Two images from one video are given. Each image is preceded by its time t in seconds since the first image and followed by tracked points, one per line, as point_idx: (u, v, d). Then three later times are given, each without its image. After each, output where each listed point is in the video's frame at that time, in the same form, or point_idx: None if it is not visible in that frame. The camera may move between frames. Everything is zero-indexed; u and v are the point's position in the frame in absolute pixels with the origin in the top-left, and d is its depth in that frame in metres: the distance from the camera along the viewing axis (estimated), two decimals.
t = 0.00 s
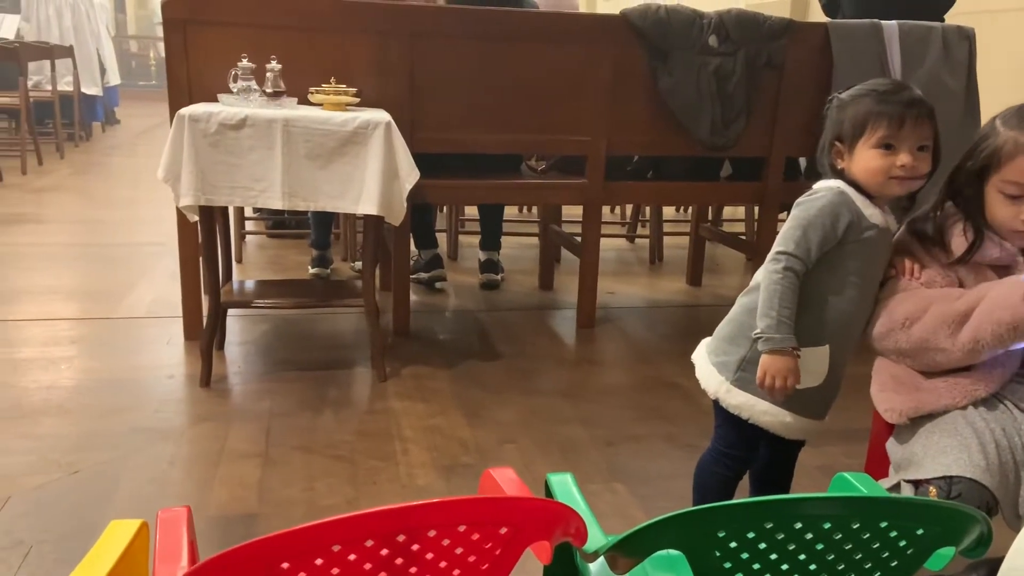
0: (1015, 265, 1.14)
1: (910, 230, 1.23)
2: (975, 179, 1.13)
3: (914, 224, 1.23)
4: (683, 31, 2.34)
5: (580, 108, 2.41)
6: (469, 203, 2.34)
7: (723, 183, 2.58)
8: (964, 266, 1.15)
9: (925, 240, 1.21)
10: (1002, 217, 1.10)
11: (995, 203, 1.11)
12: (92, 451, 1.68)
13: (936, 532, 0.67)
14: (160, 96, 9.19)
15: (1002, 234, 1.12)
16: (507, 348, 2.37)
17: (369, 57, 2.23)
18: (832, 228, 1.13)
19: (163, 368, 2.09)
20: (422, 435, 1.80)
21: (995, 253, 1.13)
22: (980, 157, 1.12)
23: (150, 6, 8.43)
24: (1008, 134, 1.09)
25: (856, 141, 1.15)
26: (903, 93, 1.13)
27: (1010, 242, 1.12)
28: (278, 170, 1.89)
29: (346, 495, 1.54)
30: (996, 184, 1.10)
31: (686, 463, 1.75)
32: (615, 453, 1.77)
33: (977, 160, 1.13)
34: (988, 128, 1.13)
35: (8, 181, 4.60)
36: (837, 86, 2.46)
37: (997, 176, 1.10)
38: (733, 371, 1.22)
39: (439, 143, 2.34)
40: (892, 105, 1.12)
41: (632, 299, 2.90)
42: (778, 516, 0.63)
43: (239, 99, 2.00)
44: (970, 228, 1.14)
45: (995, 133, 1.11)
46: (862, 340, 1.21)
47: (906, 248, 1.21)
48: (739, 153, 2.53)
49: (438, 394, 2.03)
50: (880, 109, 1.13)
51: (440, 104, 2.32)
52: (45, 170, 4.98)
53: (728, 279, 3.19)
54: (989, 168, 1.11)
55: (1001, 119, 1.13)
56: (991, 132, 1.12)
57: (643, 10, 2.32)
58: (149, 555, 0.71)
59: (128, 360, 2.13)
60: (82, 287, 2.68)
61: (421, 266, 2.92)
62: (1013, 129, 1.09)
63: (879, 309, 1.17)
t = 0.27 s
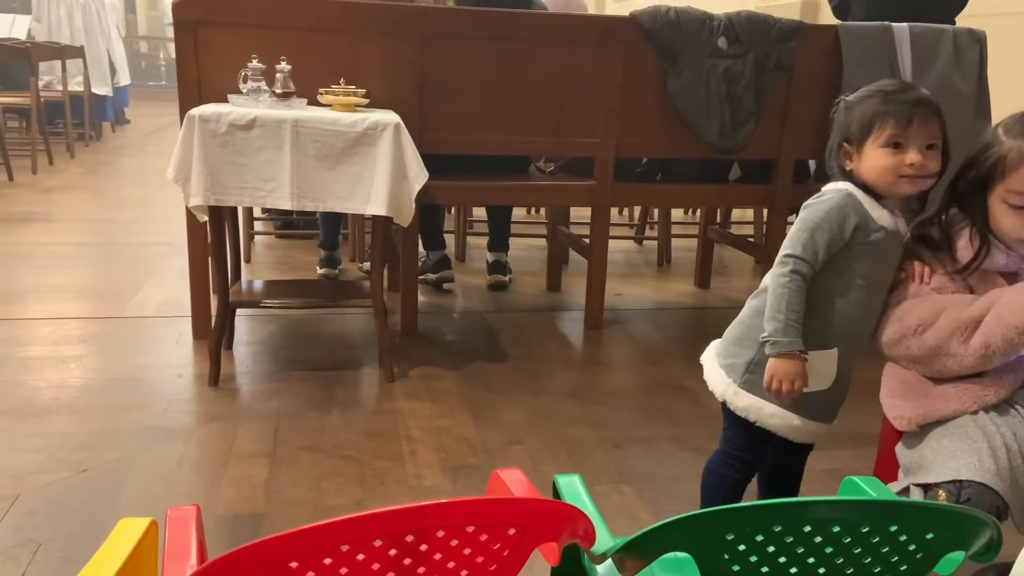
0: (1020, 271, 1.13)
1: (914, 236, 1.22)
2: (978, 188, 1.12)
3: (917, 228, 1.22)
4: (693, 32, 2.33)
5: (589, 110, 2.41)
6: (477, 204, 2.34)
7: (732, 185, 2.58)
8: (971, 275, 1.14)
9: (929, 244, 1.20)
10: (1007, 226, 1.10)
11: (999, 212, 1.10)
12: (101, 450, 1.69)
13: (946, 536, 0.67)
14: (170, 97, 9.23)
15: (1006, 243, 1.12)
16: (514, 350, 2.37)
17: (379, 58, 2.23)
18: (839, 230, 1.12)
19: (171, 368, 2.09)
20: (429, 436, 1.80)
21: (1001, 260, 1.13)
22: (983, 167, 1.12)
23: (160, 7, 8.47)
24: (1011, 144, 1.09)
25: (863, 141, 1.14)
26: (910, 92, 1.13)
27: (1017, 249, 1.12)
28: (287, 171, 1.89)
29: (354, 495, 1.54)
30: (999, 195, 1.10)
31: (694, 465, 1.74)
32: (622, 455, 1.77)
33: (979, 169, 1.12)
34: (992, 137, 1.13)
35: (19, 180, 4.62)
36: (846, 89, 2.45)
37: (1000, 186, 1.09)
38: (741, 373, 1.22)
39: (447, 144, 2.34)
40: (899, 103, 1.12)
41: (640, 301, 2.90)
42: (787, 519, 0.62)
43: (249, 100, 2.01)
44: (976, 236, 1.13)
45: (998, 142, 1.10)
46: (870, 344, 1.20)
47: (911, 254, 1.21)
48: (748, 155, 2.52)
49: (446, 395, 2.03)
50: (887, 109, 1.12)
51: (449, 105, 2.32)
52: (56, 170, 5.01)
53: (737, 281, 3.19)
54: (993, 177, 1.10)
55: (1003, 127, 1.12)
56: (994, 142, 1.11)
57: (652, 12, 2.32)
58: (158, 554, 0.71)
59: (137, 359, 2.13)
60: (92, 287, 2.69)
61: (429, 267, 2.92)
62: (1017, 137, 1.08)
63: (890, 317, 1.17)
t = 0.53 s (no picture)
0: None
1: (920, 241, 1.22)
2: (981, 196, 1.13)
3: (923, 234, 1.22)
4: (698, 34, 2.33)
5: (594, 112, 2.41)
6: (482, 206, 2.35)
7: (738, 187, 2.57)
8: (979, 278, 1.15)
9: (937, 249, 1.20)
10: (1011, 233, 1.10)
11: (1002, 219, 1.10)
12: (107, 450, 1.69)
13: (952, 540, 0.66)
14: (176, 98, 9.26)
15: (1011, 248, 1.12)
16: (519, 351, 2.37)
17: (384, 60, 2.24)
18: (847, 242, 1.10)
19: (177, 369, 2.10)
20: (434, 437, 1.80)
21: (1008, 263, 1.13)
22: (985, 173, 1.11)
23: (167, 8, 8.50)
24: (1012, 151, 1.08)
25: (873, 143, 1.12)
26: (917, 91, 1.12)
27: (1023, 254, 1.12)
28: (293, 172, 1.89)
29: (359, 497, 1.55)
30: (1001, 202, 1.10)
31: (699, 468, 1.74)
32: (627, 457, 1.77)
33: (981, 177, 1.12)
34: (993, 142, 1.12)
35: (25, 180, 4.64)
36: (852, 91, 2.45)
37: (1003, 194, 1.09)
38: (754, 383, 1.21)
39: (453, 146, 2.35)
40: (907, 104, 1.11)
41: (645, 303, 2.90)
42: (792, 523, 0.62)
43: (255, 101, 2.02)
44: (983, 238, 1.14)
45: (1000, 149, 1.10)
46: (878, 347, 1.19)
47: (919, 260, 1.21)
48: (754, 157, 2.52)
49: (451, 396, 2.03)
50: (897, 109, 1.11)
51: (454, 107, 2.33)
52: (63, 171, 5.03)
53: (742, 284, 3.18)
54: (994, 185, 1.11)
55: (1006, 131, 1.12)
56: (996, 148, 1.11)
57: (658, 14, 2.32)
58: (163, 554, 0.71)
59: (143, 360, 2.14)
60: (98, 287, 2.70)
61: (434, 268, 2.93)
62: (1018, 144, 1.08)
63: (898, 321, 1.17)
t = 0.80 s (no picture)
0: None
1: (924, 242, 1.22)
2: (979, 200, 1.13)
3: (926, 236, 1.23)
4: (700, 35, 2.33)
5: (595, 113, 2.41)
6: (483, 207, 2.35)
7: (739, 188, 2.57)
8: (985, 280, 1.15)
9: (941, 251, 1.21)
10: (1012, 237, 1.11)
11: (1004, 224, 1.11)
12: (109, 451, 1.69)
13: (953, 542, 0.66)
14: (178, 99, 9.27)
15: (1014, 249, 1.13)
16: (521, 352, 2.37)
17: (386, 61, 2.24)
18: (855, 246, 1.10)
19: (178, 370, 2.10)
20: (435, 438, 1.80)
21: (1012, 264, 1.14)
22: (982, 177, 1.12)
23: (168, 9, 8.51)
24: (1007, 157, 1.09)
25: (883, 151, 1.11)
26: (926, 97, 1.10)
27: None
28: (295, 174, 1.90)
29: (360, 498, 1.55)
30: (1001, 208, 1.11)
31: (700, 469, 1.74)
32: (628, 458, 1.77)
33: (977, 182, 1.13)
34: (990, 144, 1.12)
35: (26, 181, 4.65)
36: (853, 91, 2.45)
37: (1002, 199, 1.10)
38: (765, 389, 1.21)
39: (454, 147, 2.35)
40: (917, 111, 1.09)
41: (646, 304, 2.90)
42: (792, 524, 0.62)
43: (256, 102, 2.02)
44: (985, 238, 1.14)
45: (996, 153, 1.10)
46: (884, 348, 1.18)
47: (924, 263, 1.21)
48: (755, 158, 2.52)
49: (452, 398, 2.03)
50: (907, 117, 1.09)
51: (455, 108, 2.33)
52: (64, 172, 5.04)
53: (744, 285, 3.18)
54: (993, 189, 1.11)
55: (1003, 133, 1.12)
56: (990, 153, 1.11)
57: (659, 15, 2.32)
58: (164, 556, 0.71)
59: (144, 361, 2.14)
60: (100, 288, 2.70)
61: (436, 269, 2.93)
62: (1014, 149, 1.08)
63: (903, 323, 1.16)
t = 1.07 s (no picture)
0: None
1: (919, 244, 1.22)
2: (977, 201, 1.13)
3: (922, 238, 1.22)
4: (697, 34, 2.33)
5: (593, 112, 2.41)
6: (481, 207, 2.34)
7: (737, 188, 2.57)
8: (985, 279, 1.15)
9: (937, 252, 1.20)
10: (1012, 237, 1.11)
11: (1004, 225, 1.11)
12: (106, 452, 1.69)
13: (950, 541, 0.66)
14: (175, 99, 9.27)
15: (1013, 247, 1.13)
16: (519, 352, 2.37)
17: (383, 61, 2.24)
18: (854, 248, 1.10)
19: (176, 370, 2.10)
20: (433, 438, 1.80)
21: (1012, 263, 1.14)
22: (978, 179, 1.12)
23: (165, 9, 8.50)
24: (1004, 158, 1.09)
25: (898, 157, 1.10)
26: (942, 103, 1.10)
27: None
28: (292, 174, 1.89)
29: (358, 498, 1.54)
30: (1000, 209, 1.11)
31: (698, 469, 1.74)
32: (626, 458, 1.77)
33: (972, 184, 1.13)
34: (986, 146, 1.12)
35: (23, 182, 4.64)
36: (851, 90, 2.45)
37: (1001, 201, 1.10)
38: (760, 387, 1.21)
39: (451, 147, 2.34)
40: (933, 118, 1.09)
41: (644, 303, 2.90)
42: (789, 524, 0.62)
43: (253, 102, 2.02)
44: (985, 237, 1.14)
45: (992, 155, 1.10)
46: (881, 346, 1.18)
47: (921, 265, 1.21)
48: (752, 157, 2.52)
49: (450, 398, 2.03)
50: (926, 124, 1.08)
51: (453, 108, 2.33)
52: (62, 172, 5.03)
53: (741, 284, 3.18)
54: (990, 191, 1.11)
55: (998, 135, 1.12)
56: (986, 155, 1.11)
57: (657, 15, 2.31)
58: (160, 557, 0.71)
59: (142, 362, 2.14)
60: (97, 289, 2.70)
61: (434, 269, 2.92)
62: (1011, 150, 1.09)
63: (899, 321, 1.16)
